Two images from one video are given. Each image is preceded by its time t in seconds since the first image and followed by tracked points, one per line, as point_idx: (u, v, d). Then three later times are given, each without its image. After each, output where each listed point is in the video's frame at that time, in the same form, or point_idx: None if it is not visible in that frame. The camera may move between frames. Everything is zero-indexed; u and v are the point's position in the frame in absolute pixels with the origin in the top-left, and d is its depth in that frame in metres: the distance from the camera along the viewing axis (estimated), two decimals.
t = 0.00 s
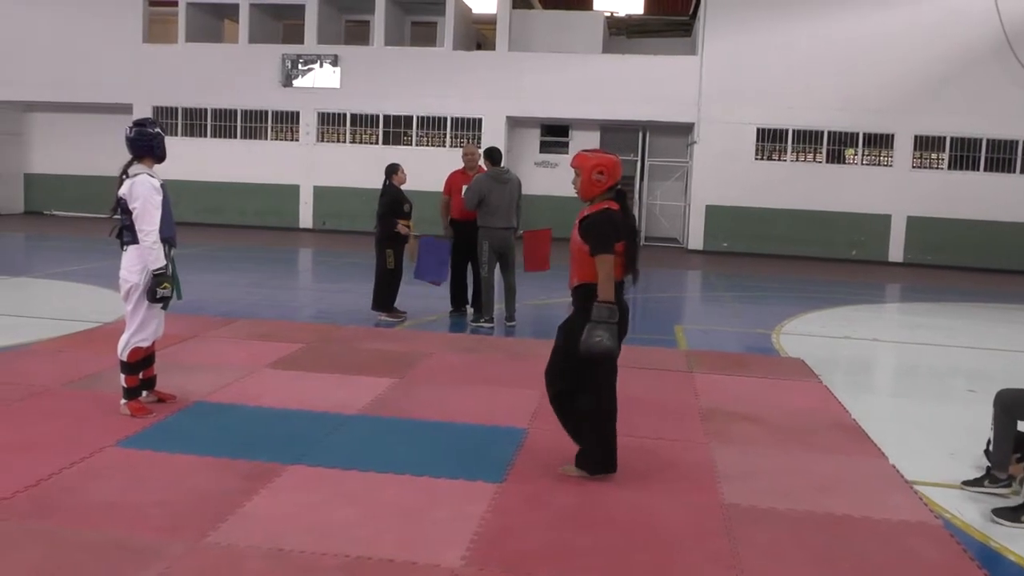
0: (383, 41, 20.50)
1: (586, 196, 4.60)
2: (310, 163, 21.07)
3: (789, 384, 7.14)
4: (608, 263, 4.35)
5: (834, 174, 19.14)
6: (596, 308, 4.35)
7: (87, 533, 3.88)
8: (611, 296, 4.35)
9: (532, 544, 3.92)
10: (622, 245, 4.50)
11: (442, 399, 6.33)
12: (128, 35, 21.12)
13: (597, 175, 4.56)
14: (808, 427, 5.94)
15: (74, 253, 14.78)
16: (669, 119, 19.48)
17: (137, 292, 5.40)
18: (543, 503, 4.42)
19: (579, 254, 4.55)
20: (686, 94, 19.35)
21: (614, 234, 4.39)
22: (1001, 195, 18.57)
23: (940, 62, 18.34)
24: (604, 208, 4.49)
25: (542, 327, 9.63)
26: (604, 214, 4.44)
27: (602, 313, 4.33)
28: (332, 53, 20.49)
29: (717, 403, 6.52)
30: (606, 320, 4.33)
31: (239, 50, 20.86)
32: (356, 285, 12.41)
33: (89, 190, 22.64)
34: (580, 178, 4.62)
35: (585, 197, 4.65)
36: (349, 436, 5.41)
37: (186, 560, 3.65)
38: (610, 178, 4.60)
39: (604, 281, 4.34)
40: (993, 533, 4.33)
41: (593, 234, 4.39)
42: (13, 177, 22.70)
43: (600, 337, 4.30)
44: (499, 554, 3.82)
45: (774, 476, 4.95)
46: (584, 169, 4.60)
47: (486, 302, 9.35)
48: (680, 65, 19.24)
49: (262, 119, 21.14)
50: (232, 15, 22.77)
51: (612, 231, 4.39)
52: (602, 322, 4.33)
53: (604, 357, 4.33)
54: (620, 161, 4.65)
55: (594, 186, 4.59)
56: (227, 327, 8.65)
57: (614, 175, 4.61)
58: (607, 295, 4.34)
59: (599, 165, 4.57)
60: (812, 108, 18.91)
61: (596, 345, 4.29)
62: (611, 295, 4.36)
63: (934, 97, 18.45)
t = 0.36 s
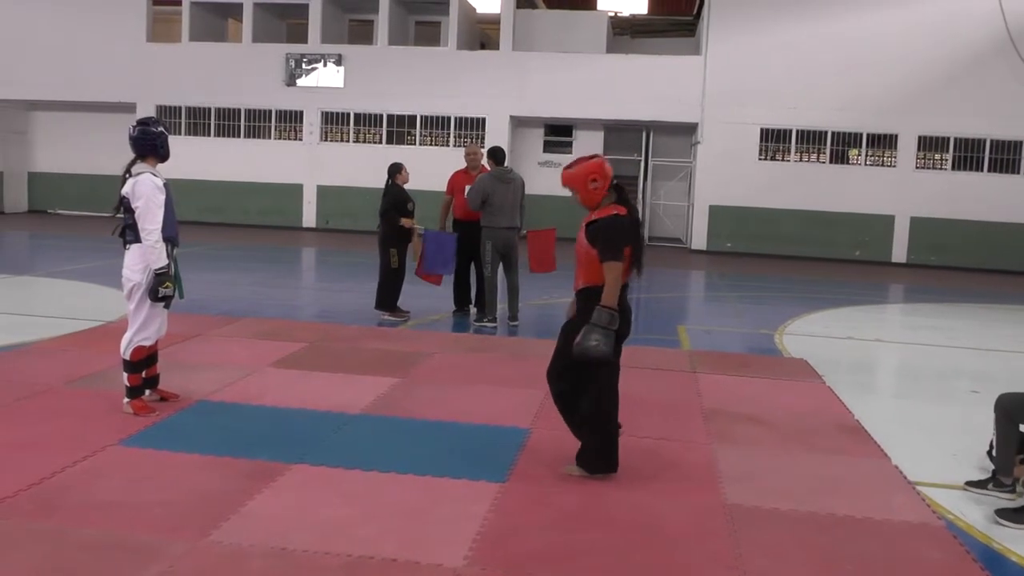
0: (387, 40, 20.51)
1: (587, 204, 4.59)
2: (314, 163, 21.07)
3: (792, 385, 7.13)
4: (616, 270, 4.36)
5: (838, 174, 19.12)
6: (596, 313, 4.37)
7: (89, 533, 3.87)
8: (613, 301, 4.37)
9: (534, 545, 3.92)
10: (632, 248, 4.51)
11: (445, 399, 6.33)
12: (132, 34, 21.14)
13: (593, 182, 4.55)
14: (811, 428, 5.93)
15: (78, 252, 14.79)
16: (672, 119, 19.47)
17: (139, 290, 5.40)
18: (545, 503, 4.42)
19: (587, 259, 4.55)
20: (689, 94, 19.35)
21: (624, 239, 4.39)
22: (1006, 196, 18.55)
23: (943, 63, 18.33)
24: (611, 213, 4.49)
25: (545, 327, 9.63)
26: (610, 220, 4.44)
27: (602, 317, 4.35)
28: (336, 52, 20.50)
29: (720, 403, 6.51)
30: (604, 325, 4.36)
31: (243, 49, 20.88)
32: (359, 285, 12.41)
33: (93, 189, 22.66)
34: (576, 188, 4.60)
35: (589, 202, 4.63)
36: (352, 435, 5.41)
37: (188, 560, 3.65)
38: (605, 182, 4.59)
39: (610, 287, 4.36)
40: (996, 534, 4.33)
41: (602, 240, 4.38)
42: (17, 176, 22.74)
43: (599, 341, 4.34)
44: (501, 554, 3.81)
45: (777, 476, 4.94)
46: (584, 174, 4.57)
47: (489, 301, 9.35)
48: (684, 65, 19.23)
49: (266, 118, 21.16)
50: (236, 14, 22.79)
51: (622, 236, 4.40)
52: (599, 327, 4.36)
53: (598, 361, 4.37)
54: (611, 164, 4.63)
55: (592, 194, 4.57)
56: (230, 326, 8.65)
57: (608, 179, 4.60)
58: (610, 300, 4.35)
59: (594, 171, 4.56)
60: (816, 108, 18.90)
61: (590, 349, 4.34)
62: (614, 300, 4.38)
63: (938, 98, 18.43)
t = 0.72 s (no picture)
0: (388, 40, 20.51)
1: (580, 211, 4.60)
2: (315, 162, 21.08)
3: (793, 383, 7.13)
4: (618, 263, 4.35)
5: (840, 172, 19.11)
6: (601, 308, 4.36)
7: (91, 532, 3.89)
8: (617, 295, 4.36)
9: (535, 543, 3.92)
10: (631, 241, 4.51)
11: (446, 398, 6.33)
12: (133, 34, 21.15)
13: (581, 188, 4.56)
14: (813, 427, 5.93)
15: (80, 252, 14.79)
16: (673, 118, 19.47)
17: (140, 290, 5.39)
18: (547, 501, 4.42)
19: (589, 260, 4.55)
20: (690, 92, 19.35)
21: (618, 233, 4.40)
22: (1007, 193, 18.53)
23: (944, 62, 18.32)
24: (604, 211, 4.49)
25: (546, 326, 9.63)
26: (602, 218, 4.44)
27: (607, 312, 4.35)
28: (337, 51, 20.50)
29: (721, 402, 6.51)
30: (610, 319, 4.35)
31: (244, 48, 20.88)
32: (360, 284, 12.41)
33: (95, 189, 22.67)
34: (564, 199, 4.62)
35: (580, 210, 4.63)
36: (352, 435, 5.41)
37: (190, 559, 3.65)
38: (592, 185, 4.61)
39: (613, 281, 4.35)
40: (997, 532, 4.33)
41: (597, 237, 4.39)
42: (19, 175, 22.75)
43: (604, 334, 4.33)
44: (503, 553, 3.82)
45: (779, 475, 4.94)
46: (567, 183, 4.59)
47: (490, 300, 9.34)
48: (686, 64, 19.22)
49: (267, 117, 21.16)
50: (237, 13, 22.79)
51: (618, 231, 4.40)
52: (605, 321, 4.36)
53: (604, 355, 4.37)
54: (593, 168, 4.66)
55: (582, 200, 4.58)
56: (231, 325, 8.65)
57: (593, 182, 4.61)
58: (614, 294, 4.35)
59: (578, 177, 4.58)
60: (817, 106, 18.88)
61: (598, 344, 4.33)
62: (618, 293, 4.36)
63: (940, 96, 18.41)
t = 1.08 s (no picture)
0: (389, 39, 20.50)
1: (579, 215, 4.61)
2: (316, 161, 21.08)
3: (794, 381, 7.13)
4: (625, 251, 4.35)
5: (840, 170, 19.10)
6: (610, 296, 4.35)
7: (94, 532, 3.88)
8: (626, 282, 4.35)
9: (538, 542, 3.92)
10: (634, 232, 4.52)
11: (448, 397, 6.33)
12: (133, 34, 21.15)
13: (575, 191, 4.58)
14: (815, 424, 5.92)
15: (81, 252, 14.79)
16: (674, 116, 19.46)
17: (142, 290, 5.39)
18: (549, 500, 4.42)
19: (594, 257, 4.55)
20: (690, 90, 19.34)
21: (619, 224, 4.41)
22: (1008, 190, 18.53)
23: (945, 59, 18.31)
24: (601, 206, 4.51)
25: (547, 325, 9.63)
26: (601, 212, 4.46)
27: (618, 299, 4.33)
28: (338, 51, 20.51)
29: (722, 400, 6.51)
30: (620, 307, 4.33)
31: (244, 48, 20.88)
32: (361, 283, 12.41)
33: (96, 189, 22.68)
34: (560, 204, 4.62)
35: (579, 213, 4.65)
36: (354, 434, 5.41)
37: (192, 559, 3.65)
38: (587, 187, 4.63)
39: (621, 270, 4.34)
40: (1000, 530, 4.32)
41: (598, 231, 4.41)
42: (20, 176, 22.76)
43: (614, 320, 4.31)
44: (505, 551, 3.81)
45: (781, 473, 4.94)
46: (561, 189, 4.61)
47: (491, 299, 9.34)
48: (686, 62, 19.22)
49: (268, 117, 21.16)
50: (237, 13, 22.79)
51: (618, 222, 4.41)
52: (616, 309, 4.34)
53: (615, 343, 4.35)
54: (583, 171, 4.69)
55: (579, 203, 4.60)
56: (233, 325, 8.65)
57: (588, 183, 4.64)
58: (624, 282, 4.34)
59: (573, 180, 4.61)
60: (817, 104, 18.88)
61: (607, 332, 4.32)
62: (627, 280, 4.35)
63: (940, 93, 18.41)
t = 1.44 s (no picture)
0: (390, 39, 20.49)
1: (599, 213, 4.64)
2: (318, 161, 21.08)
3: (796, 380, 7.12)
4: (647, 242, 4.38)
5: (843, 169, 19.09)
6: (630, 285, 4.35)
7: (96, 531, 3.89)
8: (648, 271, 4.36)
9: (541, 541, 3.92)
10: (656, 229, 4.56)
11: (450, 396, 6.33)
12: (135, 34, 21.17)
13: (596, 189, 4.62)
14: (818, 424, 5.91)
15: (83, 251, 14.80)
16: (676, 116, 19.46)
17: (144, 290, 5.39)
18: (551, 499, 4.42)
19: (613, 253, 4.56)
20: (692, 89, 19.33)
21: (642, 217, 4.45)
22: (1010, 189, 18.51)
23: (946, 58, 18.29)
24: (625, 203, 4.56)
25: (550, 324, 9.63)
26: (624, 207, 4.50)
27: (638, 288, 4.33)
28: (339, 50, 20.52)
29: (725, 399, 6.50)
30: (639, 296, 4.33)
31: (246, 48, 20.88)
32: (363, 282, 12.41)
33: (98, 189, 22.69)
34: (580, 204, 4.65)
35: (599, 214, 4.68)
36: (357, 433, 5.41)
37: (195, 559, 3.65)
38: (606, 187, 4.67)
39: (642, 260, 4.36)
40: (1003, 529, 4.32)
41: (622, 224, 4.45)
42: (22, 176, 22.76)
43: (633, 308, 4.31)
44: (506, 551, 3.81)
45: (783, 472, 4.93)
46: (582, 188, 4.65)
47: (494, 298, 9.34)
48: (688, 61, 19.21)
49: (269, 116, 21.15)
50: (239, 13, 22.79)
51: (642, 216, 4.46)
52: (635, 297, 4.33)
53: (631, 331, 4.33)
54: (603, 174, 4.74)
55: (599, 202, 4.63)
56: (235, 324, 8.65)
57: (608, 184, 4.69)
58: (645, 270, 4.34)
59: (593, 179, 4.64)
60: (820, 103, 18.86)
61: (623, 318, 4.30)
62: (648, 271, 4.36)
63: (942, 92, 18.40)
